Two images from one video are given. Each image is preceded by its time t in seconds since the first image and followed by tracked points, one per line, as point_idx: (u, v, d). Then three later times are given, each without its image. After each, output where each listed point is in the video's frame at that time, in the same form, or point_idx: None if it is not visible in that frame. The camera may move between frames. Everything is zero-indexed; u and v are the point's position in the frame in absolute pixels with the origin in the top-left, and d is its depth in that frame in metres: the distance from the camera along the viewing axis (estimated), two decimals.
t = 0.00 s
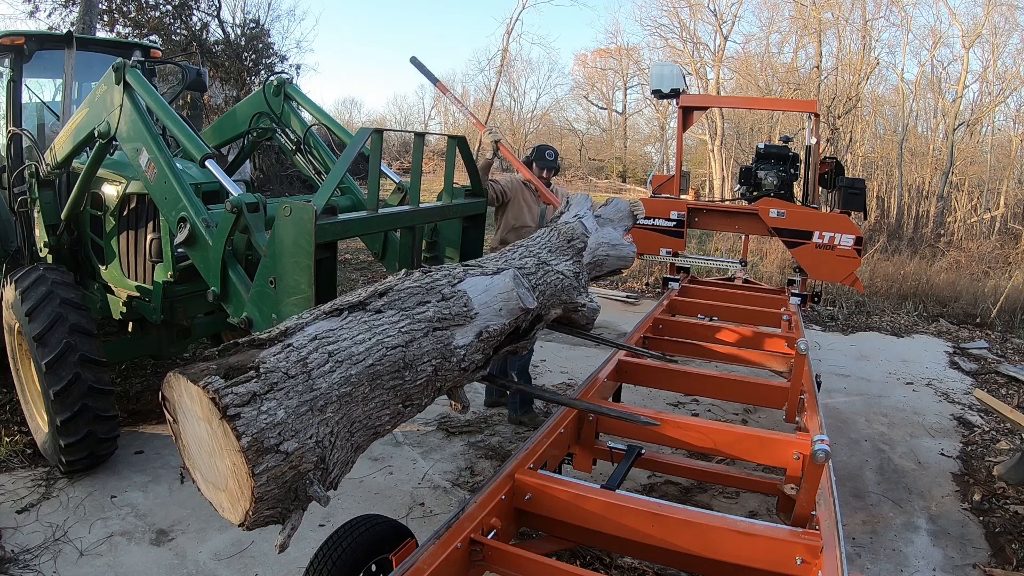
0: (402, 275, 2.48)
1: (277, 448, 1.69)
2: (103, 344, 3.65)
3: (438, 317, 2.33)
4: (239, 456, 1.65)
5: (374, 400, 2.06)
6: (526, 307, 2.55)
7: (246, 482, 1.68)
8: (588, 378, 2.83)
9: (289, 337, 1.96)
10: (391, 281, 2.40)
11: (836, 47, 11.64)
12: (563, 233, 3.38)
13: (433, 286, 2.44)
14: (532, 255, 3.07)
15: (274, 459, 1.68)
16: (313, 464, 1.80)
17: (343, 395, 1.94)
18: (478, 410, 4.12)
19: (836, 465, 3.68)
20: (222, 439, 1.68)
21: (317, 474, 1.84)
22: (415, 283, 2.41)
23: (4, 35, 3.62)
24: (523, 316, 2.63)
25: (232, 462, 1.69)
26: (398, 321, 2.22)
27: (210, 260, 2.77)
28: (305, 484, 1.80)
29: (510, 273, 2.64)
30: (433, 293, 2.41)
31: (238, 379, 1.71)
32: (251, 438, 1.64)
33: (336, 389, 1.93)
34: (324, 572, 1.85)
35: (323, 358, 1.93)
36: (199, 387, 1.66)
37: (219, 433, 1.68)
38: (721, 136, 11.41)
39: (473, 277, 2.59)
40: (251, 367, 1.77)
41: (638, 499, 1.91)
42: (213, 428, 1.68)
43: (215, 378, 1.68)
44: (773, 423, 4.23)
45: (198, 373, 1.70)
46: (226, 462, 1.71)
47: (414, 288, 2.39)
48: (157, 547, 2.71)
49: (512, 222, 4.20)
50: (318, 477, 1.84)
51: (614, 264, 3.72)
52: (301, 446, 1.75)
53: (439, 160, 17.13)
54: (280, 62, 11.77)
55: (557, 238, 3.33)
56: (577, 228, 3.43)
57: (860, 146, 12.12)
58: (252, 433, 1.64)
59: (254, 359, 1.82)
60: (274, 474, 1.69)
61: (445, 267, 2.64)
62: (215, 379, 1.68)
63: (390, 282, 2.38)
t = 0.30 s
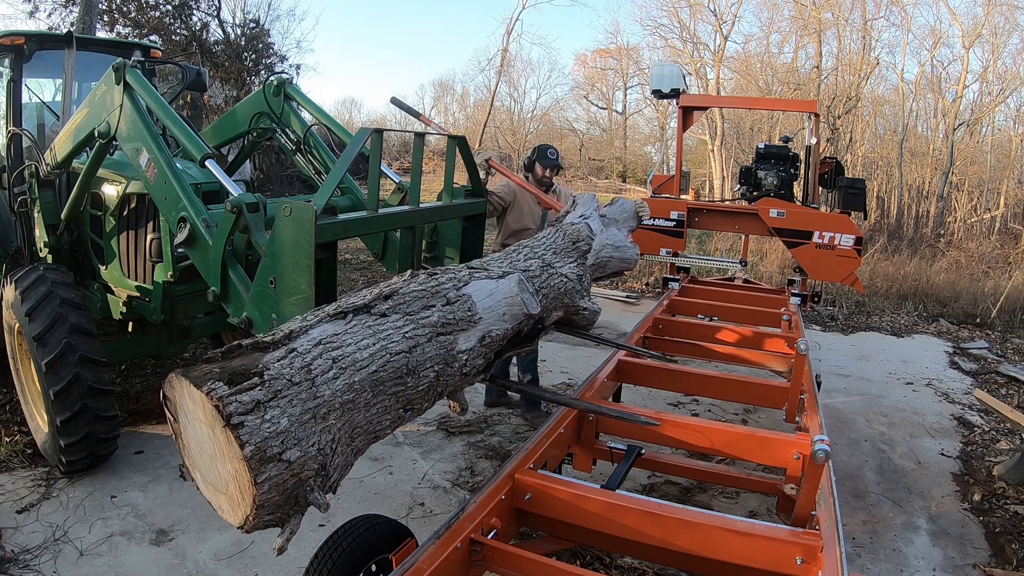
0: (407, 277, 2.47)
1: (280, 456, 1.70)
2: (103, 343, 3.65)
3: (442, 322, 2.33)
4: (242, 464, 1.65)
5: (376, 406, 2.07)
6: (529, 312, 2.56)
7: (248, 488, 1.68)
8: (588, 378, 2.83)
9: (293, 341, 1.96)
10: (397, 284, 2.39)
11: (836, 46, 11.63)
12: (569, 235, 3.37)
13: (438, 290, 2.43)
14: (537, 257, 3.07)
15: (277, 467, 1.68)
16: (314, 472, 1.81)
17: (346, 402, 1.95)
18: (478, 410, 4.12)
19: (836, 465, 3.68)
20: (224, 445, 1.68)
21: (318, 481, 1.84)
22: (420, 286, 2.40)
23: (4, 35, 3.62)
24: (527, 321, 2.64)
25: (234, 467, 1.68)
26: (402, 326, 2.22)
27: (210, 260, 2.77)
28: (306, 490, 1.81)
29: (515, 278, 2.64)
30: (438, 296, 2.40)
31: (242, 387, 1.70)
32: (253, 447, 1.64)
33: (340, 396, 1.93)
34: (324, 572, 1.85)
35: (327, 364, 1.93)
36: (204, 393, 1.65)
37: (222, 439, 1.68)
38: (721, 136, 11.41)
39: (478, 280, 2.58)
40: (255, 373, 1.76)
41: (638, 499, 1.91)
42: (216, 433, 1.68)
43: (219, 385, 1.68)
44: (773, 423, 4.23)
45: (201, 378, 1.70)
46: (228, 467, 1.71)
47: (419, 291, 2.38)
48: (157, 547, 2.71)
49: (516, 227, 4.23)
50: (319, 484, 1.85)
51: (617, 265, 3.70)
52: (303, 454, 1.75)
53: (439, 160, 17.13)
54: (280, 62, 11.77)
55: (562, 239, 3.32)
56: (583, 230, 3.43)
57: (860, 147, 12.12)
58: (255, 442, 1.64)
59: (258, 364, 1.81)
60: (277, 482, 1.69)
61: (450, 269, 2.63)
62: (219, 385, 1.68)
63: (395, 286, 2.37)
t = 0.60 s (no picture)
0: (414, 279, 2.45)
1: (283, 468, 1.70)
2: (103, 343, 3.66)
3: (447, 329, 2.32)
4: (245, 474, 1.65)
5: (378, 414, 2.07)
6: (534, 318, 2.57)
7: (250, 496, 1.68)
8: (589, 379, 2.83)
9: (299, 346, 1.94)
10: (404, 287, 2.37)
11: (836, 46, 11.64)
12: (576, 237, 3.37)
13: (446, 294, 2.41)
14: (543, 260, 3.08)
15: (280, 479, 1.69)
16: (316, 481, 1.82)
17: (350, 411, 1.94)
18: (478, 410, 4.12)
19: (836, 465, 3.68)
20: (228, 453, 1.68)
21: (319, 488, 1.85)
22: (428, 290, 2.38)
23: (4, 35, 3.62)
24: (531, 328, 2.64)
25: (237, 474, 1.68)
26: (409, 333, 2.21)
27: (211, 260, 2.77)
28: (307, 499, 1.82)
29: (521, 284, 2.64)
30: (445, 302, 2.38)
31: (249, 397, 1.69)
32: (258, 458, 1.64)
33: (344, 405, 1.92)
34: (324, 572, 1.85)
35: (333, 373, 1.92)
36: (209, 400, 1.64)
37: (225, 447, 1.67)
38: (721, 136, 11.42)
39: (485, 285, 2.57)
40: (262, 382, 1.75)
41: (638, 499, 1.91)
42: (220, 440, 1.68)
43: (225, 393, 1.67)
44: (773, 423, 4.23)
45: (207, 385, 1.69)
46: (230, 473, 1.71)
47: (426, 295, 2.36)
48: (157, 547, 2.71)
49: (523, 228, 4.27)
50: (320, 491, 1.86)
51: (621, 268, 3.70)
52: (306, 466, 1.75)
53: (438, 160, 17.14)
54: (280, 62, 11.78)
55: (569, 242, 3.32)
56: (591, 233, 3.41)
57: (860, 147, 12.12)
58: (259, 454, 1.64)
59: (263, 371, 1.80)
60: (278, 493, 1.70)
61: (457, 272, 2.61)
62: (225, 395, 1.67)
63: (402, 289, 2.35)
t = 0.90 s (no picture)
0: (420, 282, 2.43)
1: (285, 477, 1.70)
2: (103, 343, 3.65)
3: (451, 335, 2.31)
4: (247, 483, 1.65)
5: (380, 421, 2.07)
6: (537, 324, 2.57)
7: (251, 502, 1.67)
8: (589, 378, 2.83)
9: (303, 352, 1.93)
10: (410, 291, 2.35)
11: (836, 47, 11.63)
12: (583, 240, 3.37)
13: (451, 300, 2.40)
14: (549, 262, 3.09)
15: (282, 488, 1.69)
16: (316, 488, 1.82)
17: (352, 420, 1.94)
18: (478, 410, 4.12)
19: (836, 465, 3.68)
20: (230, 459, 1.67)
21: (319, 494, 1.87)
22: (434, 295, 2.37)
23: (4, 35, 3.62)
24: (533, 334, 2.65)
25: (239, 480, 1.67)
26: (413, 340, 2.20)
27: (211, 260, 2.77)
28: (307, 505, 1.83)
29: (526, 290, 2.63)
30: (450, 307, 2.37)
31: (253, 406, 1.68)
32: (261, 469, 1.64)
33: (346, 414, 1.92)
34: (324, 572, 1.85)
35: (337, 381, 1.92)
36: (212, 408, 1.64)
37: (227, 453, 1.67)
38: (721, 136, 11.42)
39: (491, 290, 2.56)
40: (266, 390, 1.75)
41: (638, 498, 1.91)
42: (221, 447, 1.67)
43: (229, 402, 1.66)
44: (773, 423, 4.23)
45: (210, 391, 1.68)
46: (231, 477, 1.70)
47: (432, 301, 2.34)
48: (157, 547, 2.71)
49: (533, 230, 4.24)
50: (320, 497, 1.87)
51: (623, 270, 3.70)
52: (308, 474, 1.76)
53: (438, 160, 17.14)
54: (280, 62, 11.78)
55: (575, 244, 3.33)
56: (597, 237, 3.42)
57: (860, 147, 12.14)
58: (263, 464, 1.64)
59: (267, 378, 1.79)
60: (280, 502, 1.70)
61: (462, 275, 2.60)
62: (230, 404, 1.66)
63: (408, 294, 2.34)
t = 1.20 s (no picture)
0: (430, 288, 2.41)
1: (289, 492, 1.72)
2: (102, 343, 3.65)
3: (457, 346, 2.30)
4: (251, 496, 1.66)
5: (383, 432, 2.08)
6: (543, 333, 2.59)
7: (253, 513, 1.68)
8: (590, 378, 2.83)
9: (312, 361, 1.92)
10: (420, 299, 2.33)
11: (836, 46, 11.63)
12: (591, 245, 3.38)
13: (460, 309, 2.38)
14: (557, 267, 3.11)
15: (285, 503, 1.71)
16: (318, 498, 1.83)
17: (356, 433, 1.95)
18: (478, 410, 4.12)
19: (836, 465, 3.68)
20: (233, 470, 1.67)
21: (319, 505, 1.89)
22: (444, 304, 2.35)
23: (4, 35, 3.62)
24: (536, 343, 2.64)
25: (242, 489, 1.68)
26: (421, 350, 2.19)
27: (211, 259, 2.77)
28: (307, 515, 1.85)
29: (533, 299, 2.63)
30: (458, 316, 2.36)
31: (261, 421, 1.68)
32: (266, 485, 1.65)
33: (351, 427, 1.93)
34: (324, 572, 1.85)
35: (343, 395, 1.91)
36: (220, 420, 1.63)
37: (231, 463, 1.67)
38: (721, 136, 11.42)
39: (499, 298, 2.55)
40: (274, 404, 1.74)
41: (638, 499, 1.91)
42: (226, 458, 1.67)
43: (236, 415, 1.65)
44: (773, 423, 4.23)
45: (217, 401, 1.67)
46: (234, 485, 1.70)
47: (442, 309, 2.33)
48: (157, 547, 2.71)
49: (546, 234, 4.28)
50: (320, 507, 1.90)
51: (628, 274, 3.69)
52: (311, 489, 1.77)
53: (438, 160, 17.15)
54: (280, 62, 11.78)
55: (584, 249, 3.34)
56: (607, 243, 3.42)
57: (860, 147, 12.15)
58: (268, 480, 1.65)
59: (275, 389, 1.78)
60: (282, 515, 1.72)
61: (472, 281, 2.57)
62: (237, 417, 1.65)
63: (418, 301, 2.32)
